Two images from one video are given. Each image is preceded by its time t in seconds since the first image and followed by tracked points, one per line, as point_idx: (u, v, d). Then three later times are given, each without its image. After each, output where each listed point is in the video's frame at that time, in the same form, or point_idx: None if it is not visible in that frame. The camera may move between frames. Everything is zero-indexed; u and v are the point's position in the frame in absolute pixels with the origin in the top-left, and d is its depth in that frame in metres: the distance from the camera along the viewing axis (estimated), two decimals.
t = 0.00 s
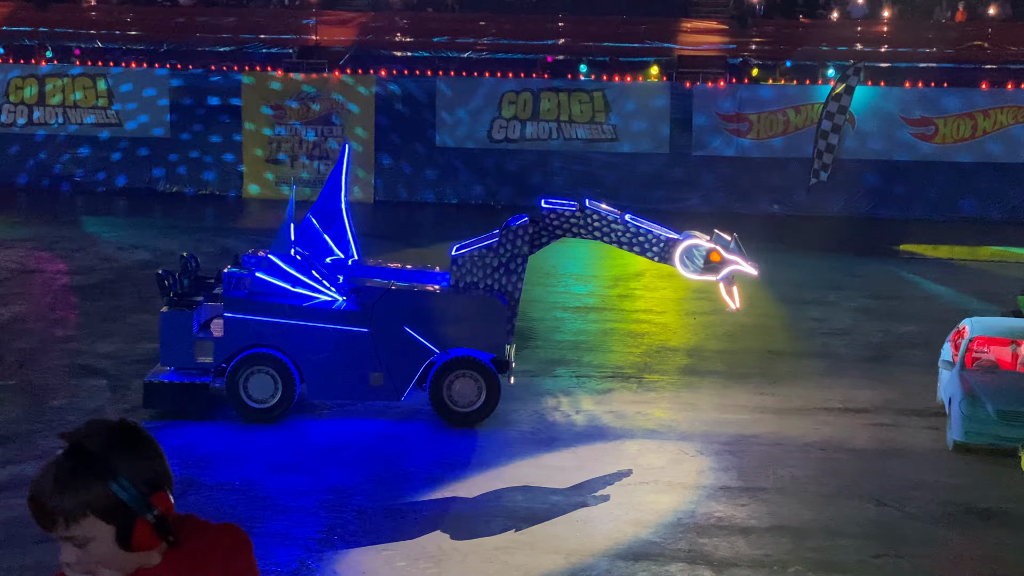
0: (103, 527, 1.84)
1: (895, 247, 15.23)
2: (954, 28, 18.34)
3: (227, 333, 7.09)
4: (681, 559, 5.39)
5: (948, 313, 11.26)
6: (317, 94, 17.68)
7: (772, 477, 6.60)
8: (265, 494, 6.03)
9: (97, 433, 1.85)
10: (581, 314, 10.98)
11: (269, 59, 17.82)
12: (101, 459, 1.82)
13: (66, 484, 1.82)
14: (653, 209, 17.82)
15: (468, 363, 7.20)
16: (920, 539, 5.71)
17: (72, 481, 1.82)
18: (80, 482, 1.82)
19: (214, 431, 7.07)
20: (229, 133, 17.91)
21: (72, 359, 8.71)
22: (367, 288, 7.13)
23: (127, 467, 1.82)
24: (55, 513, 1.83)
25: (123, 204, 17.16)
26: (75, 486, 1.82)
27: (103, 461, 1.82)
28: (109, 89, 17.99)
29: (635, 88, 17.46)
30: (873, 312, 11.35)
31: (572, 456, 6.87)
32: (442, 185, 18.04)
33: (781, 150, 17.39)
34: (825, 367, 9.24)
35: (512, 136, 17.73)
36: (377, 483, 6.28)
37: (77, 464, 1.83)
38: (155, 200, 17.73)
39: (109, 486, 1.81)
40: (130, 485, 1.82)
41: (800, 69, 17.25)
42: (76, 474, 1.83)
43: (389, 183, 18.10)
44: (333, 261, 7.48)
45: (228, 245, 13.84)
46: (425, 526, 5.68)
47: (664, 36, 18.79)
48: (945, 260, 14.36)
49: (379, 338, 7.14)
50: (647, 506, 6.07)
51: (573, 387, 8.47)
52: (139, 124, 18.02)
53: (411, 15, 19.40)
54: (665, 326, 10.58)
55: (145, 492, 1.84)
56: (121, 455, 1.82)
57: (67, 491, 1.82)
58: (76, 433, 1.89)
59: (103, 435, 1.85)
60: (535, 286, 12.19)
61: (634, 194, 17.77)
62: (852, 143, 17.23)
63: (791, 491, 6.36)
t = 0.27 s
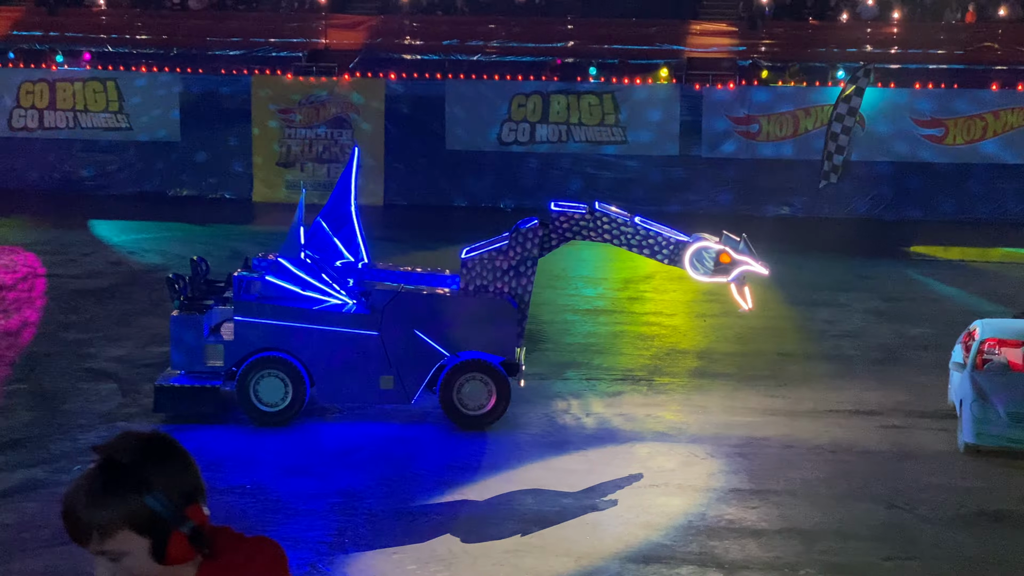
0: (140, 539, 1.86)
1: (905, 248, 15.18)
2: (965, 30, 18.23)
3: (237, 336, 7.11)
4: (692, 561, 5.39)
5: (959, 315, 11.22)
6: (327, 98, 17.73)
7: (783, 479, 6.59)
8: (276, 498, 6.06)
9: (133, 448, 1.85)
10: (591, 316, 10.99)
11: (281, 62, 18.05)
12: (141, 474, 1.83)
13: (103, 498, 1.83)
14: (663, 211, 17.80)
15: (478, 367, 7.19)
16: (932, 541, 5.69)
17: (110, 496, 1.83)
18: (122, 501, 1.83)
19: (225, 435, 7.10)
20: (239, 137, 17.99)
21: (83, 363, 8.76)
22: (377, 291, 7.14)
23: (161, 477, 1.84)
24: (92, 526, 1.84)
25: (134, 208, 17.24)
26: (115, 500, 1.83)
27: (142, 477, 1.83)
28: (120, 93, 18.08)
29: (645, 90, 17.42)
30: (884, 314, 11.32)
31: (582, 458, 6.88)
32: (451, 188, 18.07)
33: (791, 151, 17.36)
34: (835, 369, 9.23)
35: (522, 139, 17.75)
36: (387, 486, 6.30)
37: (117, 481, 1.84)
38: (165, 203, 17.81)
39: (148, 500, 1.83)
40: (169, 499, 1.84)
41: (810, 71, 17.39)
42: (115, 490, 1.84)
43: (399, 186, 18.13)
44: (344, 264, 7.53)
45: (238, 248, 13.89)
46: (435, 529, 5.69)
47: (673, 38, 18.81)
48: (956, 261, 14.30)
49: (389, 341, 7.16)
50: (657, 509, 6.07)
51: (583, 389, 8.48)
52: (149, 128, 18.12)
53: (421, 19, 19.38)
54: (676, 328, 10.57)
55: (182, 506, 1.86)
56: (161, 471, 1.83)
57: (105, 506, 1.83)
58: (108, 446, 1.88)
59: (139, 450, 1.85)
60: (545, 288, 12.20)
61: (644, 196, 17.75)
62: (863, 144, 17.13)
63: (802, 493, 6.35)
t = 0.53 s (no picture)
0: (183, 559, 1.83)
1: (917, 252, 15.13)
2: (976, 33, 18.33)
3: (249, 342, 7.15)
4: (704, 566, 5.38)
5: (971, 318, 11.18)
6: (337, 103, 17.80)
7: (794, 483, 6.58)
8: (287, 503, 6.07)
9: (176, 454, 1.84)
10: (602, 320, 10.99)
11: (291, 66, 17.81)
12: (184, 483, 1.80)
13: (168, 511, 1.80)
14: (673, 215, 17.78)
15: (489, 371, 7.20)
16: (945, 546, 5.67)
17: (176, 505, 1.80)
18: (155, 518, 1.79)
19: (236, 440, 7.13)
20: (250, 142, 18.07)
21: (95, 368, 8.81)
22: (388, 296, 7.16)
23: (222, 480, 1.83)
24: (136, 544, 1.82)
25: (146, 214, 17.33)
26: (158, 513, 1.80)
27: (189, 487, 1.79)
28: (131, 99, 18.17)
29: (655, 94, 17.46)
30: (895, 317, 11.29)
31: (593, 463, 6.88)
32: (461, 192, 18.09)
33: (801, 154, 17.36)
34: (846, 373, 9.20)
35: (532, 143, 17.76)
36: (398, 491, 6.31)
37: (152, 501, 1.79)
38: (177, 209, 17.90)
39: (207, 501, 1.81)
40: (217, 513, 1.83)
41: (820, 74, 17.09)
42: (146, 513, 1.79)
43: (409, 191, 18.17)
44: (354, 268, 7.52)
45: (249, 254, 13.95)
46: (446, 535, 5.70)
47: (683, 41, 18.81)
48: (967, 264, 14.24)
49: (400, 346, 7.17)
50: (668, 513, 6.07)
51: (594, 394, 8.48)
52: (160, 134, 18.21)
53: (432, 23, 19.59)
54: (687, 332, 10.56)
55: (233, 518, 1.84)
56: (207, 474, 1.81)
57: (144, 522, 1.79)
58: (150, 450, 1.88)
59: (183, 456, 1.83)
60: (556, 292, 12.21)
61: (654, 200, 17.74)
62: (873, 147, 17.13)
63: (814, 498, 6.33)
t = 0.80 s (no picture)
0: (220, 575, 1.88)
1: (927, 257, 15.07)
2: (985, 37, 18.38)
3: (258, 349, 7.17)
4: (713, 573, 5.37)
5: (982, 324, 11.12)
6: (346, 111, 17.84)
7: (804, 491, 6.55)
8: (297, 511, 6.08)
9: (222, 472, 1.87)
10: (611, 327, 10.97)
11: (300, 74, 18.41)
12: (236, 502, 1.86)
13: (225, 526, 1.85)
14: (682, 221, 17.76)
15: (498, 378, 7.23)
16: (956, 553, 5.63)
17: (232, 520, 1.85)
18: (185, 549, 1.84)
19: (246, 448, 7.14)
20: (259, 151, 18.13)
21: (104, 377, 8.84)
22: (397, 304, 7.16)
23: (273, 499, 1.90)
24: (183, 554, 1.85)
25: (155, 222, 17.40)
26: (208, 527, 1.84)
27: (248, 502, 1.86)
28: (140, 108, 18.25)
29: (665, 100, 17.38)
30: (906, 323, 11.23)
31: (602, 470, 6.87)
32: (470, 199, 18.11)
33: (812, 159, 17.27)
34: (857, 379, 9.15)
35: (541, 150, 17.77)
36: (407, 499, 6.32)
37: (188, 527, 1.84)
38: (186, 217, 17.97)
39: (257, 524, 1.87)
40: (259, 541, 1.87)
41: (829, 81, 17.54)
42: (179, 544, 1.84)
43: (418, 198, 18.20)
44: (362, 276, 7.42)
45: (258, 262, 13.98)
46: (456, 543, 5.70)
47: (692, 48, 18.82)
48: (978, 270, 14.17)
49: (410, 354, 7.20)
50: (678, 520, 6.05)
51: (604, 401, 8.46)
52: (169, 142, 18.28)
53: (441, 30, 19.85)
54: (697, 339, 10.54)
55: (268, 547, 1.89)
56: (261, 488, 1.88)
57: (190, 538, 1.84)
58: (184, 467, 1.88)
59: (233, 474, 1.88)
60: (565, 299, 12.21)
61: (663, 206, 17.72)
62: (883, 153, 17.04)
63: (824, 505, 6.31)
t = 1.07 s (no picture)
0: None
1: (935, 259, 15.05)
2: (993, 38, 18.19)
3: (265, 353, 7.19)
4: None
5: (990, 326, 11.11)
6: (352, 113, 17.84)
7: (812, 492, 6.55)
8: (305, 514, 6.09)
9: (270, 481, 2.03)
10: (619, 330, 10.99)
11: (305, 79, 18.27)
12: (284, 508, 2.00)
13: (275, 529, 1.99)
14: (689, 223, 17.77)
15: (506, 381, 7.24)
16: (964, 554, 5.63)
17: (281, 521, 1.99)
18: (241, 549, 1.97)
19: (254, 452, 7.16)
20: (266, 154, 18.20)
21: (112, 380, 8.88)
22: (404, 307, 7.16)
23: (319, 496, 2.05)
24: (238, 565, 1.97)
25: (163, 226, 17.47)
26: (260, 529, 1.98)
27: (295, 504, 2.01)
28: (147, 112, 18.30)
29: (672, 103, 17.37)
30: (914, 325, 11.23)
31: (610, 473, 6.88)
32: (477, 203, 18.16)
33: (818, 162, 17.30)
34: (864, 381, 9.15)
35: (548, 153, 17.78)
36: (415, 501, 6.33)
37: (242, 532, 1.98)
38: (194, 220, 18.05)
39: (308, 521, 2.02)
40: (314, 547, 1.99)
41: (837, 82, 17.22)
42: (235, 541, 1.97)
43: (425, 202, 18.25)
44: (370, 280, 7.62)
45: (265, 265, 14.03)
46: (464, 545, 5.71)
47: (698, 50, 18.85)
48: (985, 272, 14.15)
49: (417, 357, 7.20)
50: (687, 523, 6.06)
51: (612, 403, 8.48)
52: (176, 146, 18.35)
53: (448, 34, 19.72)
54: (704, 341, 10.55)
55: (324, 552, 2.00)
56: (308, 490, 2.03)
57: (248, 548, 1.96)
58: (231, 481, 2.04)
59: (281, 480, 2.03)
60: (572, 302, 12.22)
61: (670, 208, 17.74)
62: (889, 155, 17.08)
63: (832, 507, 6.30)
